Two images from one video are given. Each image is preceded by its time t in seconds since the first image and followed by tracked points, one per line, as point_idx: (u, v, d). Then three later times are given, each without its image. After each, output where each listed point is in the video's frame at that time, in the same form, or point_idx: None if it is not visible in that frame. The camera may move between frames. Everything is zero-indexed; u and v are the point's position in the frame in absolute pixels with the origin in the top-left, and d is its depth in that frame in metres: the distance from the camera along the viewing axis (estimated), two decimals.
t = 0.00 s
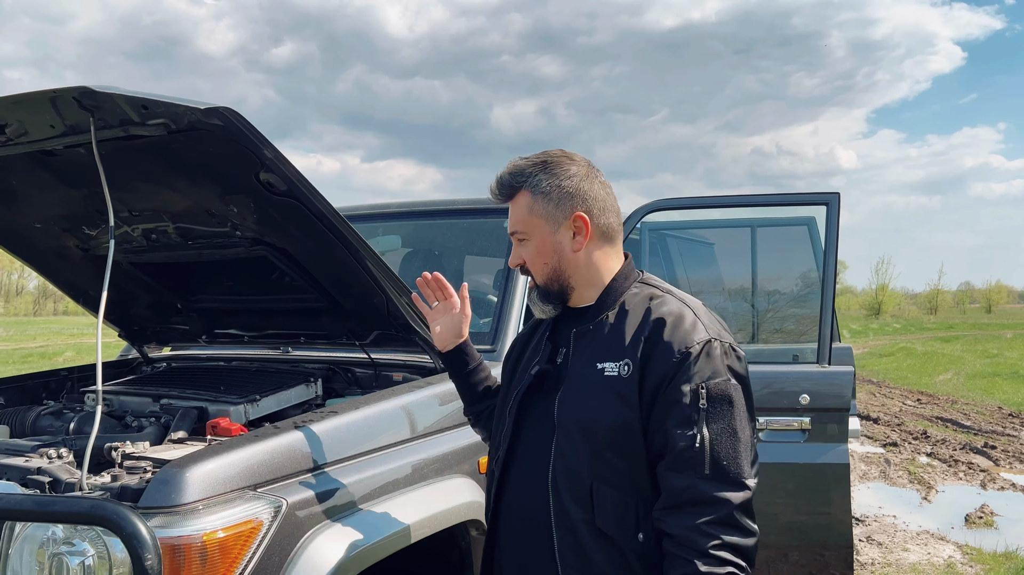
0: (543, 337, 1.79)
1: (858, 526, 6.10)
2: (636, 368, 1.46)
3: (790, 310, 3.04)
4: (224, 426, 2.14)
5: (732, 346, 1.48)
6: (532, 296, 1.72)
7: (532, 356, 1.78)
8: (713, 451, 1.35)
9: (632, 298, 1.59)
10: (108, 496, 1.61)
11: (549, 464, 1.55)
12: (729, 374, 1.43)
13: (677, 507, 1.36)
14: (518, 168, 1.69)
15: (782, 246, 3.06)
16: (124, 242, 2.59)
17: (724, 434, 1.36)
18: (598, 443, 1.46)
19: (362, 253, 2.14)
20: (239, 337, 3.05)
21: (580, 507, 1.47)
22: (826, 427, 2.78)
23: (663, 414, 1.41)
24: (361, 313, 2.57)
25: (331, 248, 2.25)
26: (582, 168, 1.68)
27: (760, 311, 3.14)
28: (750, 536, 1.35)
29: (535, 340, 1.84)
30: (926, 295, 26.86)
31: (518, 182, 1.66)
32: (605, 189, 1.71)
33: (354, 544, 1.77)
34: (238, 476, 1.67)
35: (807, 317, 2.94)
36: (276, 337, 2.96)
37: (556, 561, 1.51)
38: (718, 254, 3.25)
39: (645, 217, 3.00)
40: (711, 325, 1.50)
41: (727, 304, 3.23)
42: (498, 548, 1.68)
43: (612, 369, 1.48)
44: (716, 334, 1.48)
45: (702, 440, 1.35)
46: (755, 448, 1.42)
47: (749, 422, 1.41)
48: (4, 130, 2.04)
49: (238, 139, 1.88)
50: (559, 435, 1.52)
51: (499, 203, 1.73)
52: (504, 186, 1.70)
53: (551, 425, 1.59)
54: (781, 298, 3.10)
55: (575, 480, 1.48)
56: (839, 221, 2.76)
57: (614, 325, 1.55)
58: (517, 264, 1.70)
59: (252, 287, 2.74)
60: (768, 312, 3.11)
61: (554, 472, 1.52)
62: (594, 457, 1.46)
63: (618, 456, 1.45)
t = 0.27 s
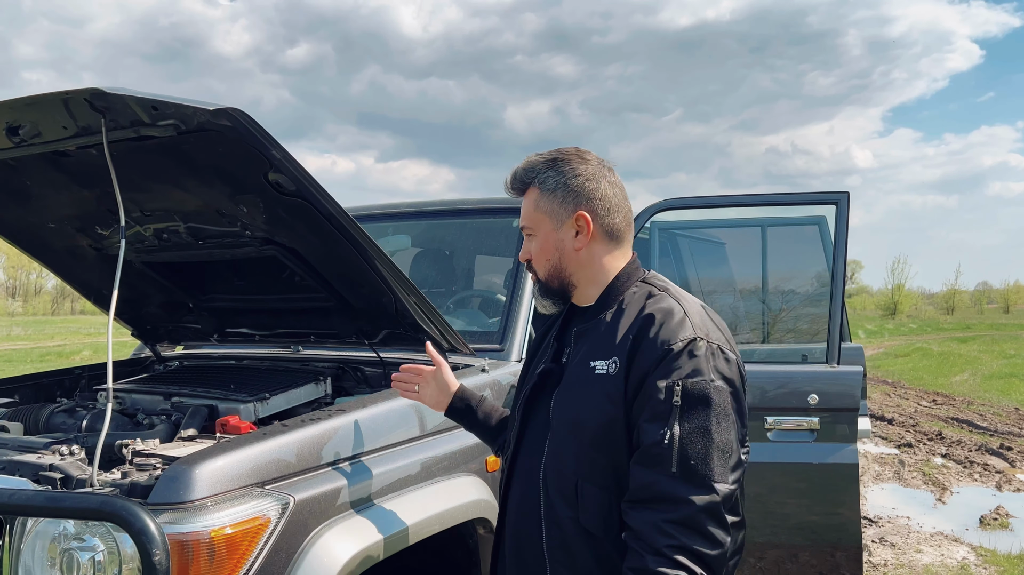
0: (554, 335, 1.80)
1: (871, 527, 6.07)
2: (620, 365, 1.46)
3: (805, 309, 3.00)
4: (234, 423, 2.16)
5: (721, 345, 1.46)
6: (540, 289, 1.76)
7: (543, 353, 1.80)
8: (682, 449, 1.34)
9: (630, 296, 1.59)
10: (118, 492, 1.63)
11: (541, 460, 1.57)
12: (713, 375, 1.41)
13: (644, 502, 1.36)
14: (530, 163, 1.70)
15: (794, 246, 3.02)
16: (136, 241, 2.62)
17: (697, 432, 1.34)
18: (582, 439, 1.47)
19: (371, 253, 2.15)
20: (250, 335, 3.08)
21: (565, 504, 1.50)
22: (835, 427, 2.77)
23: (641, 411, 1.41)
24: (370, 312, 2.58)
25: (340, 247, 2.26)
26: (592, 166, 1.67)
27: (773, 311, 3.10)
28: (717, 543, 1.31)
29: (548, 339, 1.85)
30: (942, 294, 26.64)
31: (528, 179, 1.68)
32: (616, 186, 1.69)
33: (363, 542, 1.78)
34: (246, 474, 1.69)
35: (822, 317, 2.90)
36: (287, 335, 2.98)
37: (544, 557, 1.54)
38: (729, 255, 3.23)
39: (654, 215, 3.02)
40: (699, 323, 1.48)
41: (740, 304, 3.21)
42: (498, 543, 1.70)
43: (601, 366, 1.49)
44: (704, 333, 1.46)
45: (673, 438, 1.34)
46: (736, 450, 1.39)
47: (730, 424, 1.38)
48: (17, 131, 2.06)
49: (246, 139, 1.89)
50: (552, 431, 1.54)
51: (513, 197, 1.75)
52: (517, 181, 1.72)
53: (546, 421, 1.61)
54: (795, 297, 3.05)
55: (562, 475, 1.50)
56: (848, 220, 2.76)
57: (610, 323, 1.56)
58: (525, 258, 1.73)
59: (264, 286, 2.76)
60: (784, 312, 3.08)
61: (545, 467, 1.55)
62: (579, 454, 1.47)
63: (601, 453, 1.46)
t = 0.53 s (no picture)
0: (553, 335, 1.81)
1: (881, 528, 6.04)
2: (618, 363, 1.47)
3: (816, 309, 2.97)
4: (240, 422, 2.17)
5: (719, 339, 1.46)
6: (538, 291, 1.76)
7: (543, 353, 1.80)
8: (682, 446, 1.34)
9: (626, 294, 1.59)
10: (124, 491, 1.64)
11: (542, 461, 1.58)
12: (711, 368, 1.41)
13: (649, 500, 1.37)
14: (523, 167, 1.71)
15: (803, 246, 3.00)
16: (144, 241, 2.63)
17: (697, 427, 1.34)
18: (581, 438, 1.47)
19: (376, 253, 2.16)
20: (258, 335, 3.09)
21: (567, 503, 1.50)
22: (843, 427, 2.76)
23: (640, 408, 1.41)
24: (377, 311, 2.59)
25: (345, 247, 2.27)
26: (583, 169, 1.67)
27: (783, 311, 3.07)
28: (723, 537, 1.31)
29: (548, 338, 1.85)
30: (954, 294, 26.48)
31: (520, 182, 1.70)
32: (608, 187, 1.69)
33: (368, 542, 1.79)
34: (250, 473, 1.69)
35: (833, 317, 2.87)
36: (294, 334, 3.00)
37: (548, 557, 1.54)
38: (738, 254, 3.17)
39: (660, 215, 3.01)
40: (697, 318, 1.48)
41: (749, 304, 3.17)
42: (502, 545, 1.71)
43: (598, 365, 1.49)
44: (701, 328, 1.46)
45: (673, 434, 1.34)
46: (738, 441, 1.39)
47: (732, 416, 1.38)
48: (26, 132, 2.08)
49: (252, 140, 1.90)
50: (551, 432, 1.55)
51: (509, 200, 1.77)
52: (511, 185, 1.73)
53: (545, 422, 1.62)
54: (805, 297, 3.02)
55: (562, 475, 1.50)
56: (856, 220, 2.77)
57: (607, 321, 1.56)
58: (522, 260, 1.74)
59: (271, 285, 2.77)
60: (795, 311, 3.04)
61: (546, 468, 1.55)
62: (579, 453, 1.47)
63: (600, 451, 1.46)
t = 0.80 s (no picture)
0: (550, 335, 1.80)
1: (890, 529, 6.01)
2: (620, 362, 1.46)
3: (823, 309, 2.96)
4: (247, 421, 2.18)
5: (720, 334, 1.46)
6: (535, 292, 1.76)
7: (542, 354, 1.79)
8: (692, 443, 1.33)
9: (625, 292, 1.59)
10: (132, 489, 1.64)
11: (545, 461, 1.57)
12: (715, 364, 1.41)
13: (660, 498, 1.36)
14: (521, 168, 1.71)
15: (810, 246, 2.98)
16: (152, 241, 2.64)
17: (706, 423, 1.34)
18: (585, 438, 1.47)
19: (383, 252, 2.16)
20: (265, 334, 3.10)
21: (572, 503, 1.49)
22: (851, 428, 2.75)
23: (645, 406, 1.41)
24: (384, 311, 2.59)
25: (352, 247, 2.27)
26: (581, 168, 1.67)
27: (791, 311, 3.06)
28: (739, 530, 1.31)
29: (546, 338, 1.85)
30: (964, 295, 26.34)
31: (517, 182, 1.69)
32: (606, 187, 1.69)
33: (374, 541, 1.79)
34: (257, 472, 1.69)
35: (841, 316, 2.86)
36: (301, 334, 3.00)
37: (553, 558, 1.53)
38: (747, 254, 3.16)
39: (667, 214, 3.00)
40: (698, 315, 1.48)
41: (757, 304, 3.16)
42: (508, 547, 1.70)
43: (599, 364, 1.49)
44: (703, 324, 1.46)
45: (682, 431, 1.34)
46: (746, 436, 1.39)
47: (738, 411, 1.39)
48: (35, 132, 2.09)
49: (259, 139, 1.91)
50: (553, 432, 1.54)
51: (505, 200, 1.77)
52: (507, 185, 1.73)
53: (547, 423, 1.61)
54: (813, 297, 3.00)
55: (567, 476, 1.49)
56: (865, 219, 2.77)
57: (607, 320, 1.56)
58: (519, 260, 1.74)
59: (279, 285, 2.78)
60: (802, 311, 3.03)
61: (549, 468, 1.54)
62: (583, 453, 1.47)
63: (605, 450, 1.45)
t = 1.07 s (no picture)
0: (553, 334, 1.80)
1: (899, 530, 5.98)
2: (626, 361, 1.46)
3: (832, 309, 2.96)
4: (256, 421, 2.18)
5: (726, 335, 1.46)
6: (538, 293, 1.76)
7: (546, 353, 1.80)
8: (697, 443, 1.33)
9: (630, 292, 1.59)
10: (142, 488, 1.65)
11: (548, 460, 1.57)
12: (720, 364, 1.41)
13: (664, 498, 1.36)
14: (522, 170, 1.71)
15: (819, 246, 2.98)
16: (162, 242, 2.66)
17: (711, 423, 1.34)
18: (590, 437, 1.47)
19: (391, 252, 2.17)
20: (274, 334, 3.11)
21: (576, 502, 1.50)
22: (861, 428, 2.74)
23: (650, 405, 1.41)
24: (392, 311, 2.60)
25: (361, 247, 2.28)
26: (582, 169, 1.68)
27: (800, 311, 3.05)
28: (741, 530, 1.31)
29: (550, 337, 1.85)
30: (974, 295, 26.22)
31: (519, 184, 1.69)
32: (608, 187, 1.70)
33: (382, 541, 1.79)
34: (266, 471, 1.70)
35: (850, 317, 2.87)
36: (310, 334, 3.01)
37: (557, 557, 1.54)
38: (755, 253, 3.14)
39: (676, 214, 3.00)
40: (704, 315, 1.48)
41: (765, 304, 3.14)
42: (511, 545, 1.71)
43: (605, 364, 1.49)
44: (709, 324, 1.46)
45: (688, 431, 1.34)
46: (750, 437, 1.39)
47: (743, 412, 1.39)
48: (46, 133, 2.10)
49: (269, 140, 1.91)
50: (558, 431, 1.54)
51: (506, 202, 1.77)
52: (508, 187, 1.73)
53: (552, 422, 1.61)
54: (822, 297, 3.00)
55: (571, 474, 1.49)
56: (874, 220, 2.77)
57: (612, 319, 1.56)
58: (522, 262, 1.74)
59: (288, 285, 2.79)
60: (810, 312, 3.02)
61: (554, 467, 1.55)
62: (588, 452, 1.47)
63: (610, 449, 1.45)
